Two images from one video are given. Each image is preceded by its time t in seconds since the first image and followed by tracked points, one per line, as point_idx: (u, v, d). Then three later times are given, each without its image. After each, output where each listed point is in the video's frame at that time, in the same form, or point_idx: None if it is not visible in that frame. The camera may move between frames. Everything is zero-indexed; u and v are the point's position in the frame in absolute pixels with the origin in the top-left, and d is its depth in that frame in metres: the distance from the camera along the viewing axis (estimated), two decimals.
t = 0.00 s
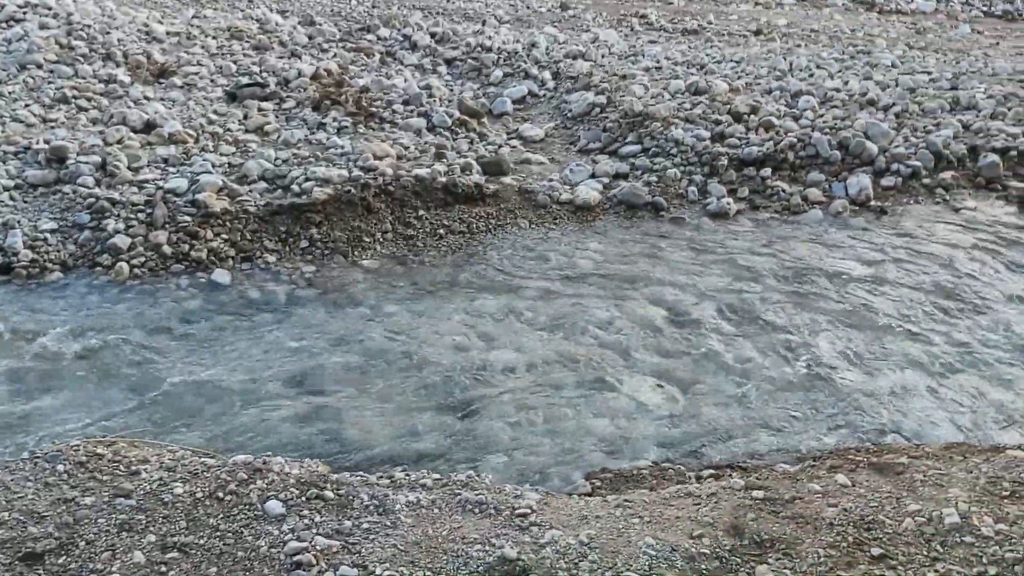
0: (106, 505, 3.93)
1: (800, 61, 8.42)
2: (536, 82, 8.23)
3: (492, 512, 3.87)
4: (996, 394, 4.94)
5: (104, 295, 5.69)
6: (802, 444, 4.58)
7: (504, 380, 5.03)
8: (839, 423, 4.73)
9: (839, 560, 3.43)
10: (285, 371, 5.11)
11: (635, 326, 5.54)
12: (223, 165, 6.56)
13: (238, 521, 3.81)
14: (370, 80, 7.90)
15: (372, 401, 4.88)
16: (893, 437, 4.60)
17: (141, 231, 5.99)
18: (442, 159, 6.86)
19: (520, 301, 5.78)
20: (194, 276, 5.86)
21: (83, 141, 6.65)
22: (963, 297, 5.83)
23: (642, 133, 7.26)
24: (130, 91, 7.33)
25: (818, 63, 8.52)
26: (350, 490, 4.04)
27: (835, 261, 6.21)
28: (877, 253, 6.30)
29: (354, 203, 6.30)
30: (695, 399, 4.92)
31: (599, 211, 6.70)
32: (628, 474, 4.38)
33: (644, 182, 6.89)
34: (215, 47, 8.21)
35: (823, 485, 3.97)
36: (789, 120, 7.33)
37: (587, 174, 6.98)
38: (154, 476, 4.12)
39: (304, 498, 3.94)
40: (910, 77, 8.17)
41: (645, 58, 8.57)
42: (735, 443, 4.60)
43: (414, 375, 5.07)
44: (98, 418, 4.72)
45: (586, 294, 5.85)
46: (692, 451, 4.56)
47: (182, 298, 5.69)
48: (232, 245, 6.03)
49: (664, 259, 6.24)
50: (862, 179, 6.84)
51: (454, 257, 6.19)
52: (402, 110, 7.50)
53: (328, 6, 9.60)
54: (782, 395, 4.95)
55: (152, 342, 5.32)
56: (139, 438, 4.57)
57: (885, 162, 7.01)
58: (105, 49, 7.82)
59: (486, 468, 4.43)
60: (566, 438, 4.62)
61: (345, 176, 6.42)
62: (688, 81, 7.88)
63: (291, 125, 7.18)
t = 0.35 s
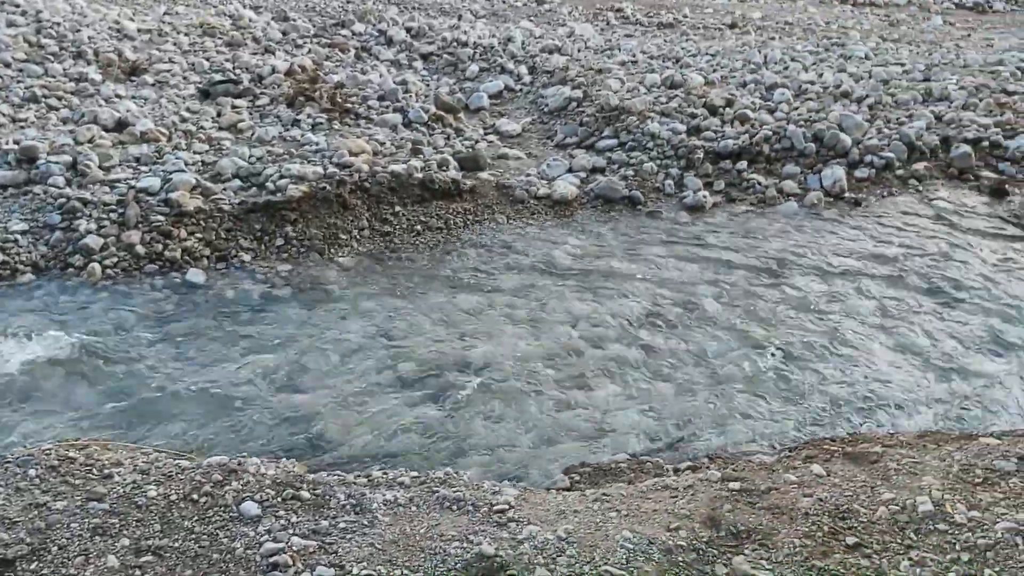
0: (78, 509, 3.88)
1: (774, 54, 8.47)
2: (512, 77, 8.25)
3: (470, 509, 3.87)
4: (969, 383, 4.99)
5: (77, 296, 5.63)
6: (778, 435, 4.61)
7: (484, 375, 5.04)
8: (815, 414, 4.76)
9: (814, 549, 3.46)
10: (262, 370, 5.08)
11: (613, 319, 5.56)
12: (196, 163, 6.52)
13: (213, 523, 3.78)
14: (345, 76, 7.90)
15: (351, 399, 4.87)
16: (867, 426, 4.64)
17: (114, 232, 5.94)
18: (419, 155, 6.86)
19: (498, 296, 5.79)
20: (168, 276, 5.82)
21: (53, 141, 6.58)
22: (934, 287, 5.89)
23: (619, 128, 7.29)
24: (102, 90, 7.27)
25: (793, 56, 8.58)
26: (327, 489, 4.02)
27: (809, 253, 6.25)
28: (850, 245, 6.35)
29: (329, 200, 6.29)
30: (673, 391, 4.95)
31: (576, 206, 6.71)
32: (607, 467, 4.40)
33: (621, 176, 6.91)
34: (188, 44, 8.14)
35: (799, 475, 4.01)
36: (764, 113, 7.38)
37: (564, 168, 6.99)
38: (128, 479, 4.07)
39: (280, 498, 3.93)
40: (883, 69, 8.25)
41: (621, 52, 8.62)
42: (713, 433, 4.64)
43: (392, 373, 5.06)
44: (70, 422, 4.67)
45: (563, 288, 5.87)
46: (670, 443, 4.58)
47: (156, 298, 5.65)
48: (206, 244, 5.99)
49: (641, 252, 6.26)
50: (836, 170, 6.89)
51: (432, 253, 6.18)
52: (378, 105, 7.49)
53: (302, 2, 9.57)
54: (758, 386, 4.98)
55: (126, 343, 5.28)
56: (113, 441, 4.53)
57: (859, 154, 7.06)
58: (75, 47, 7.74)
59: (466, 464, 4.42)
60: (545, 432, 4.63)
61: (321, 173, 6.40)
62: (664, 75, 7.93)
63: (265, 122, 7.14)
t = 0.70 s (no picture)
0: (58, 515, 3.83)
1: (757, 51, 8.50)
2: (495, 76, 8.25)
3: (454, 509, 3.86)
4: (951, 377, 5.02)
5: (57, 299, 5.60)
6: (763, 431, 4.63)
7: (468, 374, 5.04)
8: (799, 409, 4.78)
9: (797, 545, 3.47)
10: (245, 372, 5.06)
11: (597, 317, 5.57)
12: (177, 164, 6.49)
13: (195, 527, 3.76)
14: (327, 75, 7.88)
15: (335, 400, 4.85)
16: (850, 421, 4.66)
17: (94, 234, 5.91)
18: (402, 154, 6.86)
19: (483, 295, 5.78)
20: (149, 278, 5.79)
21: (32, 143, 6.53)
22: (916, 282, 5.93)
23: (602, 126, 7.30)
24: (81, 90, 7.22)
25: (775, 53, 8.62)
26: (309, 492, 4.00)
27: (791, 250, 6.27)
28: (833, 241, 6.38)
29: (312, 200, 6.27)
30: (657, 388, 4.96)
31: (560, 204, 6.72)
32: (592, 465, 4.40)
33: (605, 174, 6.91)
34: (168, 44, 8.09)
35: (782, 471, 4.03)
36: (746, 110, 7.42)
37: (548, 167, 6.99)
38: (108, 484, 4.03)
39: (262, 501, 3.91)
40: (864, 65, 8.30)
41: (604, 50, 8.64)
42: (697, 430, 4.65)
43: (376, 374, 5.05)
44: (50, 427, 4.63)
45: (547, 286, 5.88)
46: (655, 440, 4.59)
47: (137, 301, 5.62)
48: (187, 245, 5.96)
49: (624, 250, 6.27)
50: (818, 167, 6.92)
51: (416, 252, 6.18)
52: (361, 105, 7.48)
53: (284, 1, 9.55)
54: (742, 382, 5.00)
55: (107, 346, 5.25)
56: (93, 445, 4.50)
57: (841, 151, 7.10)
58: (54, 47, 7.69)
59: (451, 464, 4.42)
60: (530, 431, 4.63)
61: (303, 173, 6.39)
62: (647, 73, 7.95)
63: (247, 122, 7.11)
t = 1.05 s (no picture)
0: (22, 525, 3.75)
1: (728, 52, 8.57)
2: (468, 77, 8.27)
3: (425, 513, 3.83)
4: (921, 375, 5.07)
5: (22, 305, 5.52)
6: (735, 428, 4.66)
7: (442, 376, 5.04)
8: (772, 408, 4.81)
9: (767, 543, 3.50)
10: (215, 378, 5.02)
11: (572, 317, 5.58)
12: (146, 167, 6.43)
13: (161, 536, 3.68)
14: (298, 77, 7.84)
15: (308, 404, 4.82)
16: (820, 419, 4.70)
17: (61, 239, 5.84)
18: (374, 156, 6.87)
19: (457, 297, 5.78)
20: (117, 283, 5.72)
21: None
22: (884, 280, 5.99)
23: (575, 127, 7.32)
24: (47, 93, 7.13)
25: (746, 54, 8.70)
26: (279, 498, 3.95)
27: (762, 249, 6.31)
28: (803, 240, 6.43)
29: (283, 203, 6.25)
30: (630, 387, 4.99)
31: (534, 205, 6.72)
32: (565, 467, 4.40)
33: (578, 175, 6.92)
34: (137, 46, 8.01)
35: (752, 469, 4.05)
36: (718, 110, 7.48)
37: (522, 168, 7.00)
38: (73, 492, 3.96)
39: (231, 509, 3.85)
40: (834, 66, 8.39)
41: (577, 51, 8.67)
42: (671, 429, 4.68)
43: (349, 378, 5.02)
44: (14, 436, 4.56)
45: (520, 287, 5.88)
46: (629, 440, 4.60)
47: (105, 306, 5.56)
48: (156, 249, 5.90)
49: (598, 250, 6.28)
50: (789, 166, 6.97)
51: (390, 254, 6.16)
52: (333, 106, 7.46)
53: (256, 2, 9.53)
54: (715, 381, 5.02)
55: (74, 352, 5.18)
56: (60, 454, 4.43)
57: (811, 150, 7.16)
58: (20, 50, 7.60)
59: (425, 468, 4.40)
60: (504, 433, 4.63)
61: (274, 176, 6.37)
62: (619, 74, 8.00)
63: (217, 124, 7.06)
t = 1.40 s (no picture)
0: None
1: (697, 56, 8.64)
2: (439, 82, 8.28)
3: (395, 522, 3.81)
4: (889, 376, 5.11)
5: None
6: (706, 430, 4.69)
7: (414, 382, 5.02)
8: (744, 410, 4.83)
9: (737, 544, 3.51)
10: (183, 387, 4.97)
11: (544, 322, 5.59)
12: (111, 174, 6.37)
13: (126, 549, 3.63)
14: (267, 82, 7.80)
15: (277, 413, 4.78)
16: (790, 420, 4.74)
17: (24, 248, 5.76)
18: (344, 162, 6.86)
19: (428, 302, 5.77)
20: (82, 292, 5.65)
21: None
22: (851, 281, 6.04)
23: (546, 131, 7.34)
24: (10, 99, 7.04)
25: (714, 58, 8.77)
26: (246, 509, 3.90)
27: (731, 252, 6.35)
28: (771, 242, 6.47)
29: (252, 209, 6.23)
30: (602, 391, 5.00)
31: (506, 209, 6.73)
32: (537, 472, 4.40)
33: (549, 179, 6.94)
34: (102, 51, 7.93)
35: (723, 471, 4.08)
36: (687, 114, 7.54)
37: (493, 172, 7.00)
38: (36, 507, 3.88)
39: (197, 521, 3.79)
40: (801, 70, 8.48)
41: (548, 56, 8.71)
42: (644, 431, 4.69)
43: (319, 386, 4.99)
44: None
45: (492, 292, 5.88)
46: (602, 444, 4.61)
47: (70, 316, 5.49)
48: (123, 258, 5.84)
49: (569, 254, 6.30)
50: (757, 169, 7.03)
51: (361, 260, 6.13)
52: (302, 112, 7.43)
53: (224, 7, 9.48)
54: (686, 384, 5.04)
55: (38, 363, 5.11)
56: (23, 467, 4.36)
57: (779, 153, 7.22)
58: None
59: (396, 475, 4.38)
60: (476, 438, 4.63)
61: (242, 182, 6.35)
62: (589, 79, 8.03)
63: (184, 130, 7.00)
